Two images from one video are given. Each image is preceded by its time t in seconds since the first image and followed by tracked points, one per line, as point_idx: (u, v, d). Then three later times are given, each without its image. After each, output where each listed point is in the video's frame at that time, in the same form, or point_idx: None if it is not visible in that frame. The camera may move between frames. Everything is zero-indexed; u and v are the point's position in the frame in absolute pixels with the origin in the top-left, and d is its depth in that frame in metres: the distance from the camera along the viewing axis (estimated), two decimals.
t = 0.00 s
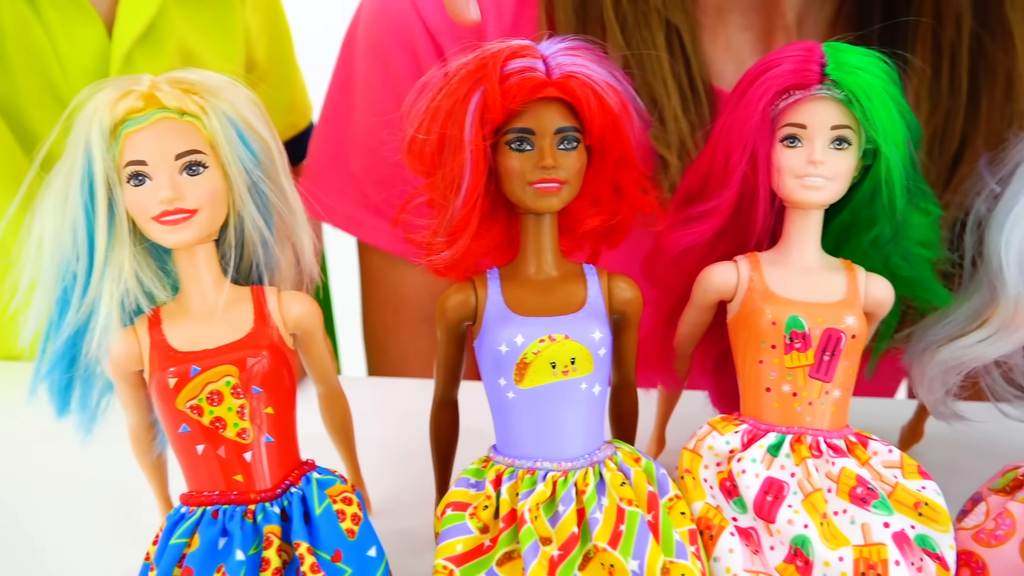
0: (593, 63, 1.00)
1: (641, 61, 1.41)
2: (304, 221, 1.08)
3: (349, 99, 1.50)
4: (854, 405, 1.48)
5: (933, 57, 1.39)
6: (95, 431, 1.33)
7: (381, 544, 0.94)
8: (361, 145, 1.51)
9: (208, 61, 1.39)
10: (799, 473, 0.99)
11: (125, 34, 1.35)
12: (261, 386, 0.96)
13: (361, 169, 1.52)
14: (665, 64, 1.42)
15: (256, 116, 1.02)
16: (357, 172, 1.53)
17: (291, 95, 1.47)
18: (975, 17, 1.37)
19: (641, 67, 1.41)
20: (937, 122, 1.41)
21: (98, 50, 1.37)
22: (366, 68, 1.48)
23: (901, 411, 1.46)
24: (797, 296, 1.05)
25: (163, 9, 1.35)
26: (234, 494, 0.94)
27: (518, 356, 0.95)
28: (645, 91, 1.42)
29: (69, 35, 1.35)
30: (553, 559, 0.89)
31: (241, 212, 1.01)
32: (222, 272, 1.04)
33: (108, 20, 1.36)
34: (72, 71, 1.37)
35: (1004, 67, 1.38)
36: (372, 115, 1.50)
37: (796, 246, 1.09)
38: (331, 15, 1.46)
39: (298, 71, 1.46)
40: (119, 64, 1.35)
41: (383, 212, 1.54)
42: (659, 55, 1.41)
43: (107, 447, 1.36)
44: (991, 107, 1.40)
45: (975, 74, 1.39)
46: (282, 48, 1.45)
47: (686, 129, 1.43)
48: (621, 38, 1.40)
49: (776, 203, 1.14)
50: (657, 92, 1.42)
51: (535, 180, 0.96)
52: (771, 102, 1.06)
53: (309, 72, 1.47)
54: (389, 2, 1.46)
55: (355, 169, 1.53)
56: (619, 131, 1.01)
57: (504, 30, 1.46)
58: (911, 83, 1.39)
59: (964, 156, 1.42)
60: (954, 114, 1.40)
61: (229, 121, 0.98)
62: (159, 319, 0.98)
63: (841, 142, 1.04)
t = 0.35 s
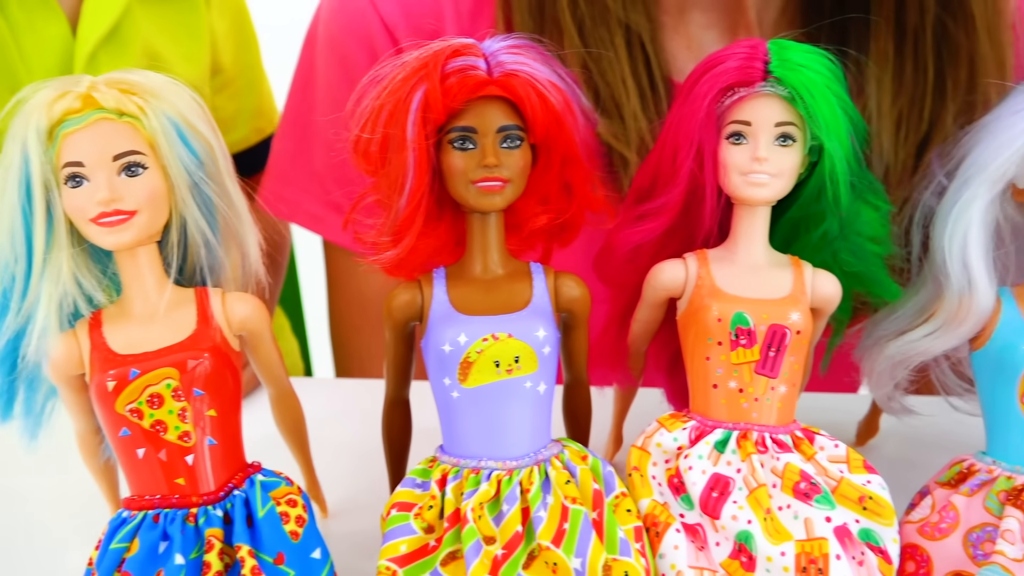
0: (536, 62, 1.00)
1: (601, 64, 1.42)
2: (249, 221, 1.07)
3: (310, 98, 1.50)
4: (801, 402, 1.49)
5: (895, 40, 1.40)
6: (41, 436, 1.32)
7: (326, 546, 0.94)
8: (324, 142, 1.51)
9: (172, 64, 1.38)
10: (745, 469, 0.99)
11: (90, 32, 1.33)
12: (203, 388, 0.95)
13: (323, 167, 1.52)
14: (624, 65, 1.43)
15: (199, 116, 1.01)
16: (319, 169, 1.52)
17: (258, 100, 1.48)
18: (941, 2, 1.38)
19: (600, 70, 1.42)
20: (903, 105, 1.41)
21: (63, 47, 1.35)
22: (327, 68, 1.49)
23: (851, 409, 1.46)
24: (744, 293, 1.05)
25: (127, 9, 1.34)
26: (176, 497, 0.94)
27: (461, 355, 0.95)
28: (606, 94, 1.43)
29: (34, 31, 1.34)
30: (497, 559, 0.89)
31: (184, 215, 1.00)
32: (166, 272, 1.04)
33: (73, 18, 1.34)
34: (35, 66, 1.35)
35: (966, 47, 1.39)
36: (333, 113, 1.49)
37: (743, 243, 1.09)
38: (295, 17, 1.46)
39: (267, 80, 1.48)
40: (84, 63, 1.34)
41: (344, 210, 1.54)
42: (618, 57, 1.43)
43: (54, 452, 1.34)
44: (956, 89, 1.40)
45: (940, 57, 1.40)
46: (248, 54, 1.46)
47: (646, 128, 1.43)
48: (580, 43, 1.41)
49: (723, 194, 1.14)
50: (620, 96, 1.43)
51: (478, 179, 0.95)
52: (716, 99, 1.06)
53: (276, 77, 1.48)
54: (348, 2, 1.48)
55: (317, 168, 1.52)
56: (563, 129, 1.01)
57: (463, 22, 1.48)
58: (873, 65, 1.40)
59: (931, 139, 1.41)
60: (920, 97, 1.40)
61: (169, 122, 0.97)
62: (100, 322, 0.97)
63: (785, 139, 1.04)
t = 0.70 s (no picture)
0: (480, 63, 0.99)
1: (558, 74, 1.41)
2: (195, 225, 1.07)
3: (269, 100, 1.50)
4: (757, 399, 1.51)
5: (854, 33, 1.41)
6: None
7: (271, 551, 0.94)
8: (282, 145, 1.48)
9: (143, 78, 1.31)
10: (693, 468, 0.99)
11: (58, 41, 1.25)
12: (146, 394, 0.94)
13: (280, 170, 1.50)
14: (584, 75, 1.42)
15: (140, 119, 1.00)
16: (276, 173, 1.51)
17: (220, 111, 1.48)
18: None
19: (558, 80, 1.41)
20: (868, 98, 1.40)
21: (30, 56, 1.27)
22: (286, 69, 1.50)
23: (805, 406, 1.49)
24: (692, 292, 1.06)
25: (99, 18, 1.27)
26: (118, 504, 0.93)
27: (406, 357, 0.95)
28: (565, 103, 1.42)
29: None
30: (442, 561, 0.89)
31: (127, 219, 0.99)
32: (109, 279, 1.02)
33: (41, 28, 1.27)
34: None
35: (918, 33, 1.39)
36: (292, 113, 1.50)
37: (692, 243, 1.10)
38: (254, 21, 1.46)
39: (227, 88, 1.47)
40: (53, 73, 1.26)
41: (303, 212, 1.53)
42: (576, 65, 1.42)
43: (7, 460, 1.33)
44: (913, 77, 1.40)
45: (893, 45, 1.41)
46: (209, 63, 1.42)
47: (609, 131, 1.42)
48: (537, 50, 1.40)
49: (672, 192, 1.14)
50: (579, 105, 1.42)
51: (421, 180, 0.95)
52: (662, 99, 1.06)
53: (236, 84, 1.47)
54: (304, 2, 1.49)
55: (275, 170, 1.51)
56: (508, 129, 1.01)
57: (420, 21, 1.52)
58: (838, 61, 1.40)
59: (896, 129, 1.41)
60: (883, 82, 1.40)
61: (110, 125, 0.96)
62: (41, 328, 0.96)
63: (732, 138, 1.04)
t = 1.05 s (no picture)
0: (426, 63, 0.99)
1: (520, 68, 1.41)
2: (143, 228, 1.06)
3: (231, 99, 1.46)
4: (718, 396, 1.52)
5: (815, 30, 1.41)
6: None
7: (219, 554, 0.93)
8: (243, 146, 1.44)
9: (117, 86, 1.37)
10: (643, 466, 0.99)
11: (37, 53, 1.31)
12: (90, 398, 0.93)
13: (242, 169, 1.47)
14: (546, 70, 1.41)
15: (85, 121, 0.99)
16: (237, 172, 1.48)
17: (184, 123, 1.46)
18: None
19: (520, 74, 1.41)
20: (831, 93, 1.43)
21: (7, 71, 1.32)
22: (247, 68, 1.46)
23: (764, 404, 1.50)
24: (643, 291, 1.06)
25: (74, 31, 1.33)
26: (62, 510, 0.92)
27: (353, 358, 0.95)
28: (527, 97, 1.42)
29: None
30: (388, 562, 0.88)
31: (71, 222, 0.98)
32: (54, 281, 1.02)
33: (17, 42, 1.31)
34: None
35: (877, 30, 1.41)
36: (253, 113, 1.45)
37: (643, 242, 1.10)
38: (214, 21, 1.43)
39: (191, 100, 1.45)
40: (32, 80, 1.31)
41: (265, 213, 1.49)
42: (539, 59, 1.41)
43: None
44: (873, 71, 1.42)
45: (854, 41, 1.41)
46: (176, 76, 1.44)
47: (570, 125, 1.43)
48: (499, 43, 1.40)
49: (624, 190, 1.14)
50: (539, 99, 1.42)
51: (366, 181, 0.95)
52: (612, 98, 1.06)
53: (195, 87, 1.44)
54: None
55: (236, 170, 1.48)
56: (456, 129, 1.00)
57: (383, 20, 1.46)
58: (800, 57, 1.41)
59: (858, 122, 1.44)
60: (844, 81, 1.42)
61: (52, 128, 0.95)
62: None
63: (681, 137, 1.05)
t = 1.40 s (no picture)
0: (368, 62, 0.99)
1: (474, 68, 1.41)
2: (83, 231, 1.05)
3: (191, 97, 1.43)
4: (675, 394, 1.53)
5: (765, 10, 1.44)
6: None
7: (161, 558, 0.93)
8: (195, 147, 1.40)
9: (94, 93, 1.35)
10: (590, 464, 0.99)
11: (14, 59, 1.30)
12: (29, 403, 0.92)
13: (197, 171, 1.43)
14: (500, 72, 1.41)
15: (21, 124, 0.98)
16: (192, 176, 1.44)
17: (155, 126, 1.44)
18: None
19: (474, 75, 1.41)
20: (786, 74, 1.43)
21: None
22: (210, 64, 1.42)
23: (721, 400, 1.51)
24: (590, 288, 1.06)
25: (51, 38, 1.31)
26: None
27: (295, 359, 0.94)
28: (481, 97, 1.41)
29: None
30: (331, 564, 0.88)
31: (9, 224, 0.96)
32: None
33: None
34: None
35: (823, 15, 1.43)
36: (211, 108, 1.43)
37: (593, 239, 1.10)
38: (177, 14, 1.40)
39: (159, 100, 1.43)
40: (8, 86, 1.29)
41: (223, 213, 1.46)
42: (493, 60, 1.41)
43: None
44: (825, 55, 1.43)
45: (802, 25, 1.44)
46: (150, 82, 1.41)
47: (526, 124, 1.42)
48: (452, 43, 1.40)
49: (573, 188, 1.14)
50: (491, 101, 1.41)
51: (307, 181, 0.95)
52: (556, 96, 1.06)
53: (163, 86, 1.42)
54: None
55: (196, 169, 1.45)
56: (399, 129, 1.00)
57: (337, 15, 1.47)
58: (752, 37, 1.43)
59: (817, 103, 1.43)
60: (798, 63, 1.43)
61: None
62: None
63: (627, 134, 1.05)
